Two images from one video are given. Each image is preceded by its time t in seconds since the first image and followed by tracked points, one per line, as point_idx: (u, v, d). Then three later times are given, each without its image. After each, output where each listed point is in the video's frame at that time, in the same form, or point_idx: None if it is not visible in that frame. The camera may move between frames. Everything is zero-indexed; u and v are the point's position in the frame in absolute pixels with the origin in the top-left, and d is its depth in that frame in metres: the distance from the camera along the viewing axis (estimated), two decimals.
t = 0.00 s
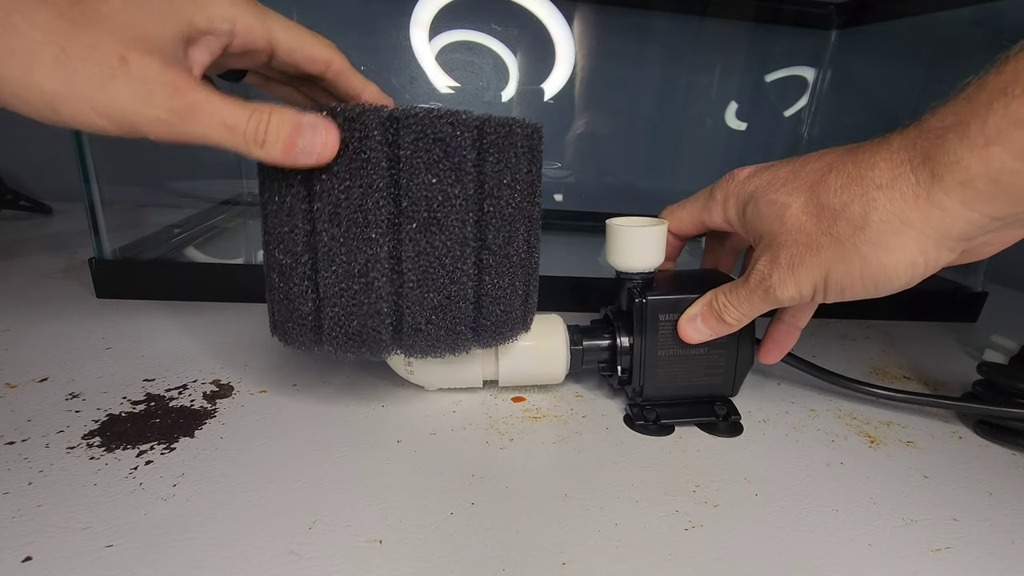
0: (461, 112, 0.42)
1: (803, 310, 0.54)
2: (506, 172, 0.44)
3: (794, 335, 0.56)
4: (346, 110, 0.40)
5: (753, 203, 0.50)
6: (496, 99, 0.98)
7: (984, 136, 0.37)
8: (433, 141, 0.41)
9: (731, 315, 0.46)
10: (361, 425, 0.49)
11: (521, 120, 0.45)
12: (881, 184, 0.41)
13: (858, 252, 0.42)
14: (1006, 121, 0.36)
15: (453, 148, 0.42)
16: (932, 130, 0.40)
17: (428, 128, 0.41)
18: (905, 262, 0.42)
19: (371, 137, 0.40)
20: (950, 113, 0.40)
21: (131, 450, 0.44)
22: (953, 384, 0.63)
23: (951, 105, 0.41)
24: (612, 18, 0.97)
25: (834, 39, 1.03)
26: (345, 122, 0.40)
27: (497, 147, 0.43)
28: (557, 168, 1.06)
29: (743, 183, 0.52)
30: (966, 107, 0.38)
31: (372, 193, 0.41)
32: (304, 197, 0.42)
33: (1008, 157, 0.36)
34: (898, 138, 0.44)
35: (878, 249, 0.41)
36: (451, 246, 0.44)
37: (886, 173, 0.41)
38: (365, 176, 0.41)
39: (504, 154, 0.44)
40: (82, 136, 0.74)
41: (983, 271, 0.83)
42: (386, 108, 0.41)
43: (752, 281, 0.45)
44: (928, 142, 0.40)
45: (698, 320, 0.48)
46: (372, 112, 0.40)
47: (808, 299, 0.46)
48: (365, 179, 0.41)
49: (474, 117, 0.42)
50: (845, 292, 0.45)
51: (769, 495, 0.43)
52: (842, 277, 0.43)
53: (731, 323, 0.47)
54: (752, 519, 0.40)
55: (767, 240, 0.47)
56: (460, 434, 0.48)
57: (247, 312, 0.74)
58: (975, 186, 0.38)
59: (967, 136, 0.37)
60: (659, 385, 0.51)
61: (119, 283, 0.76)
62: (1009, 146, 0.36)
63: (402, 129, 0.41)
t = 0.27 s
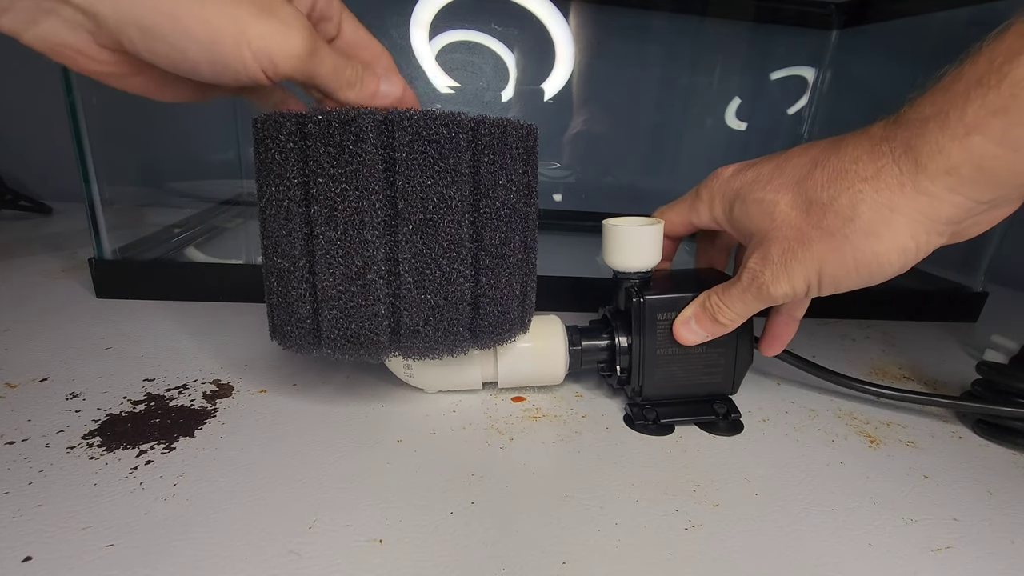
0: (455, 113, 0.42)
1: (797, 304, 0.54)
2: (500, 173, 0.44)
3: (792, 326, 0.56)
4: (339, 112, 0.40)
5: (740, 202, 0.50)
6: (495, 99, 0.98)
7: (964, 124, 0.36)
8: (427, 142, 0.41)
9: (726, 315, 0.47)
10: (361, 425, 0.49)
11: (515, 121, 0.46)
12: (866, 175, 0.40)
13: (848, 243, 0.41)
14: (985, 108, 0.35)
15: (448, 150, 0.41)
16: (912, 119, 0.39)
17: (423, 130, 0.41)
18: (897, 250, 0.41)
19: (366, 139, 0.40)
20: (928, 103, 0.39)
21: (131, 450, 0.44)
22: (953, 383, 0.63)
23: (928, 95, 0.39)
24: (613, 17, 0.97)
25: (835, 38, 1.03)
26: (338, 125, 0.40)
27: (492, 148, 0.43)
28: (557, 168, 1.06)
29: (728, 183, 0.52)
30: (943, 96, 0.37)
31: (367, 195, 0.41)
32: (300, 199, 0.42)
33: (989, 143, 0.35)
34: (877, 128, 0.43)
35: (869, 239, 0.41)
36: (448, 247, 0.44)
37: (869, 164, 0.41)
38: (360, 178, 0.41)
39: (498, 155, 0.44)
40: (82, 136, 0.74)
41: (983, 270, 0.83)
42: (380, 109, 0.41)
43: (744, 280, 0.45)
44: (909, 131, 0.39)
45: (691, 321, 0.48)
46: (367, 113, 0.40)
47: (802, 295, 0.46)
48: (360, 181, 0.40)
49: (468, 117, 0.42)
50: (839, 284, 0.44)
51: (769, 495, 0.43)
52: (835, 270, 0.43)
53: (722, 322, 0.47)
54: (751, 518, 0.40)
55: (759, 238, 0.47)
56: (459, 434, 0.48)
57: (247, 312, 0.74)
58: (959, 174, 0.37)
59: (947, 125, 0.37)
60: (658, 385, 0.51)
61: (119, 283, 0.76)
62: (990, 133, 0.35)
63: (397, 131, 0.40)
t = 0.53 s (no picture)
0: (454, 121, 0.42)
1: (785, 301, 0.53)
2: (501, 180, 0.44)
3: (780, 321, 0.56)
4: (336, 121, 0.39)
5: (731, 212, 0.50)
6: (495, 99, 0.98)
7: (951, 144, 0.37)
8: (427, 152, 0.41)
9: (707, 317, 0.47)
10: (361, 426, 0.49)
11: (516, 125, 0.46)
12: (856, 189, 0.42)
13: (840, 255, 0.42)
14: (971, 129, 0.36)
15: (448, 159, 0.41)
16: (899, 135, 0.41)
17: (422, 139, 0.40)
18: (888, 260, 0.42)
19: (365, 150, 0.40)
20: (913, 122, 0.40)
21: (132, 451, 0.44)
22: (952, 384, 0.63)
23: (913, 112, 0.41)
24: (613, 18, 0.97)
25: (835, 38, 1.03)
26: (335, 134, 0.39)
27: (491, 156, 0.43)
28: (557, 168, 1.06)
29: (717, 192, 0.53)
30: (929, 116, 0.39)
31: (367, 207, 0.41)
32: (297, 211, 0.42)
33: (975, 163, 0.37)
34: (866, 142, 0.44)
35: (862, 250, 0.42)
36: (450, 258, 0.44)
37: (858, 178, 0.42)
38: (359, 188, 0.40)
39: (498, 161, 0.44)
40: (82, 136, 0.74)
41: (983, 270, 0.83)
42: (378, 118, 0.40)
43: (730, 286, 0.45)
44: (897, 148, 0.40)
45: (671, 318, 0.48)
46: (365, 122, 0.40)
47: (789, 306, 0.46)
48: (359, 192, 0.40)
49: (468, 125, 0.42)
50: (831, 293, 0.45)
51: (769, 495, 0.43)
52: (827, 280, 0.43)
53: (704, 326, 0.47)
54: (751, 519, 0.40)
55: (748, 248, 0.47)
56: (460, 434, 0.48)
57: (247, 313, 0.74)
58: (946, 191, 0.38)
59: (935, 145, 0.38)
60: (658, 385, 0.51)
61: (119, 284, 0.77)
62: (976, 153, 0.37)
63: (396, 140, 0.40)
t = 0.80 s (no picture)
0: (454, 135, 0.41)
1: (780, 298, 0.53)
2: (503, 194, 0.43)
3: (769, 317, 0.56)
4: (332, 137, 0.39)
5: (726, 208, 0.50)
6: (495, 100, 0.98)
7: (940, 134, 0.37)
8: (425, 169, 0.40)
9: (706, 315, 0.46)
10: (361, 426, 0.49)
11: (519, 131, 0.44)
12: (847, 182, 0.42)
13: (834, 248, 0.42)
14: (959, 119, 0.36)
15: (448, 176, 0.41)
16: (889, 128, 0.41)
17: (421, 156, 0.40)
18: (881, 251, 0.42)
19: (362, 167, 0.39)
20: (903, 113, 0.40)
21: (132, 451, 0.44)
22: (952, 384, 0.63)
23: (903, 104, 0.41)
24: (613, 17, 0.97)
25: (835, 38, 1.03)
26: (331, 151, 0.39)
27: (493, 170, 0.42)
28: (557, 168, 1.06)
29: (711, 191, 0.53)
30: (918, 108, 0.39)
31: (365, 225, 0.41)
32: (293, 226, 0.42)
33: (965, 153, 0.37)
34: (857, 135, 0.44)
35: (855, 242, 0.42)
36: (450, 274, 0.44)
37: (849, 171, 0.42)
38: (356, 206, 0.40)
39: (500, 175, 0.43)
40: (82, 136, 0.73)
41: (983, 271, 0.83)
42: (376, 133, 0.40)
43: (728, 283, 0.45)
44: (887, 140, 0.40)
45: (670, 318, 0.48)
46: (362, 139, 0.39)
47: (786, 301, 0.46)
48: (358, 208, 0.40)
49: (469, 138, 0.41)
50: (827, 287, 0.45)
51: (769, 495, 0.43)
52: (822, 274, 0.44)
53: (704, 324, 0.47)
54: (751, 519, 0.40)
55: (744, 244, 0.47)
56: (459, 434, 0.48)
57: (247, 313, 0.74)
58: (937, 180, 0.38)
59: (924, 135, 0.38)
60: (658, 386, 0.51)
61: (119, 284, 0.77)
62: (965, 142, 0.36)
63: (394, 158, 0.39)
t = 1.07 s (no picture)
0: (454, 141, 0.40)
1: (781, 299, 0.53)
2: (503, 199, 0.43)
3: (769, 317, 0.56)
4: (331, 143, 0.39)
5: (727, 209, 0.50)
6: (495, 100, 0.98)
7: (940, 136, 0.37)
8: (425, 175, 0.40)
9: (707, 316, 0.46)
10: (361, 426, 0.49)
11: (520, 135, 0.44)
12: (848, 185, 0.42)
13: (834, 250, 0.43)
14: (958, 122, 0.36)
15: (447, 182, 0.40)
16: (889, 130, 0.41)
17: (420, 162, 0.39)
18: (881, 254, 0.42)
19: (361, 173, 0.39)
20: (903, 116, 0.40)
21: (132, 451, 0.44)
22: (952, 384, 0.63)
23: (903, 106, 0.41)
24: (613, 17, 0.97)
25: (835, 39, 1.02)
26: (330, 157, 0.39)
27: (493, 175, 0.42)
28: (557, 168, 1.06)
29: (712, 192, 0.53)
30: (918, 110, 0.39)
31: (364, 231, 0.41)
32: (292, 232, 0.42)
33: (965, 155, 0.37)
34: (857, 138, 0.44)
35: (855, 245, 0.42)
36: (450, 281, 0.43)
37: (849, 174, 0.42)
38: (355, 212, 0.40)
39: (501, 180, 0.43)
40: (81, 136, 0.73)
41: (983, 270, 0.83)
42: (375, 138, 0.39)
43: (730, 284, 0.45)
44: (887, 142, 0.40)
45: (672, 320, 0.48)
46: (361, 145, 0.39)
47: (787, 302, 0.46)
48: (359, 213, 0.40)
49: (469, 143, 0.41)
50: (827, 289, 0.45)
51: (769, 495, 0.43)
52: (822, 276, 0.44)
53: (705, 326, 0.47)
54: (751, 519, 0.40)
55: (744, 246, 0.48)
56: (459, 435, 0.48)
57: (247, 313, 0.74)
58: (937, 183, 0.38)
59: (925, 138, 0.38)
60: (658, 386, 0.51)
61: (119, 284, 0.77)
62: (966, 145, 0.36)
63: (394, 164, 0.39)
